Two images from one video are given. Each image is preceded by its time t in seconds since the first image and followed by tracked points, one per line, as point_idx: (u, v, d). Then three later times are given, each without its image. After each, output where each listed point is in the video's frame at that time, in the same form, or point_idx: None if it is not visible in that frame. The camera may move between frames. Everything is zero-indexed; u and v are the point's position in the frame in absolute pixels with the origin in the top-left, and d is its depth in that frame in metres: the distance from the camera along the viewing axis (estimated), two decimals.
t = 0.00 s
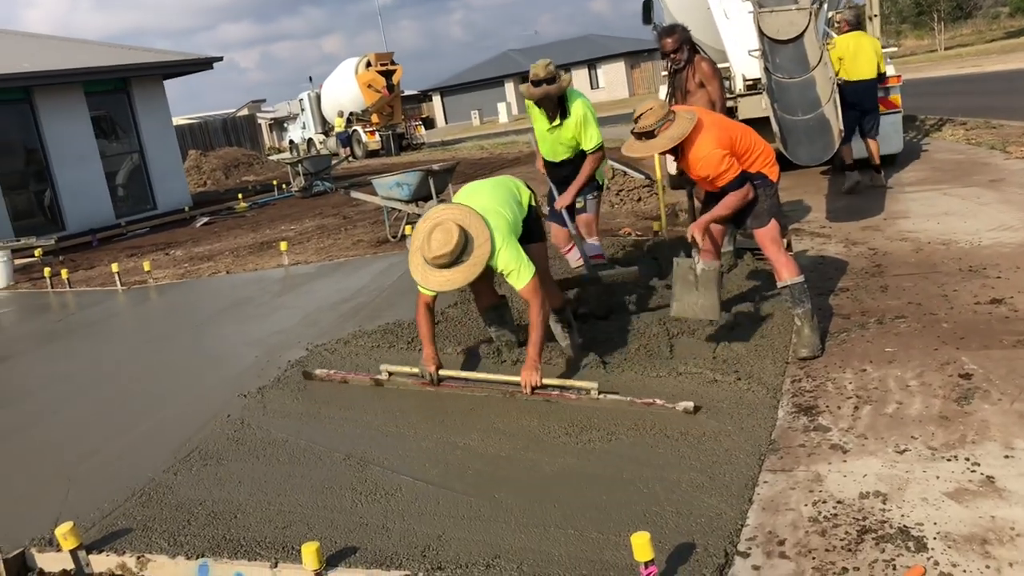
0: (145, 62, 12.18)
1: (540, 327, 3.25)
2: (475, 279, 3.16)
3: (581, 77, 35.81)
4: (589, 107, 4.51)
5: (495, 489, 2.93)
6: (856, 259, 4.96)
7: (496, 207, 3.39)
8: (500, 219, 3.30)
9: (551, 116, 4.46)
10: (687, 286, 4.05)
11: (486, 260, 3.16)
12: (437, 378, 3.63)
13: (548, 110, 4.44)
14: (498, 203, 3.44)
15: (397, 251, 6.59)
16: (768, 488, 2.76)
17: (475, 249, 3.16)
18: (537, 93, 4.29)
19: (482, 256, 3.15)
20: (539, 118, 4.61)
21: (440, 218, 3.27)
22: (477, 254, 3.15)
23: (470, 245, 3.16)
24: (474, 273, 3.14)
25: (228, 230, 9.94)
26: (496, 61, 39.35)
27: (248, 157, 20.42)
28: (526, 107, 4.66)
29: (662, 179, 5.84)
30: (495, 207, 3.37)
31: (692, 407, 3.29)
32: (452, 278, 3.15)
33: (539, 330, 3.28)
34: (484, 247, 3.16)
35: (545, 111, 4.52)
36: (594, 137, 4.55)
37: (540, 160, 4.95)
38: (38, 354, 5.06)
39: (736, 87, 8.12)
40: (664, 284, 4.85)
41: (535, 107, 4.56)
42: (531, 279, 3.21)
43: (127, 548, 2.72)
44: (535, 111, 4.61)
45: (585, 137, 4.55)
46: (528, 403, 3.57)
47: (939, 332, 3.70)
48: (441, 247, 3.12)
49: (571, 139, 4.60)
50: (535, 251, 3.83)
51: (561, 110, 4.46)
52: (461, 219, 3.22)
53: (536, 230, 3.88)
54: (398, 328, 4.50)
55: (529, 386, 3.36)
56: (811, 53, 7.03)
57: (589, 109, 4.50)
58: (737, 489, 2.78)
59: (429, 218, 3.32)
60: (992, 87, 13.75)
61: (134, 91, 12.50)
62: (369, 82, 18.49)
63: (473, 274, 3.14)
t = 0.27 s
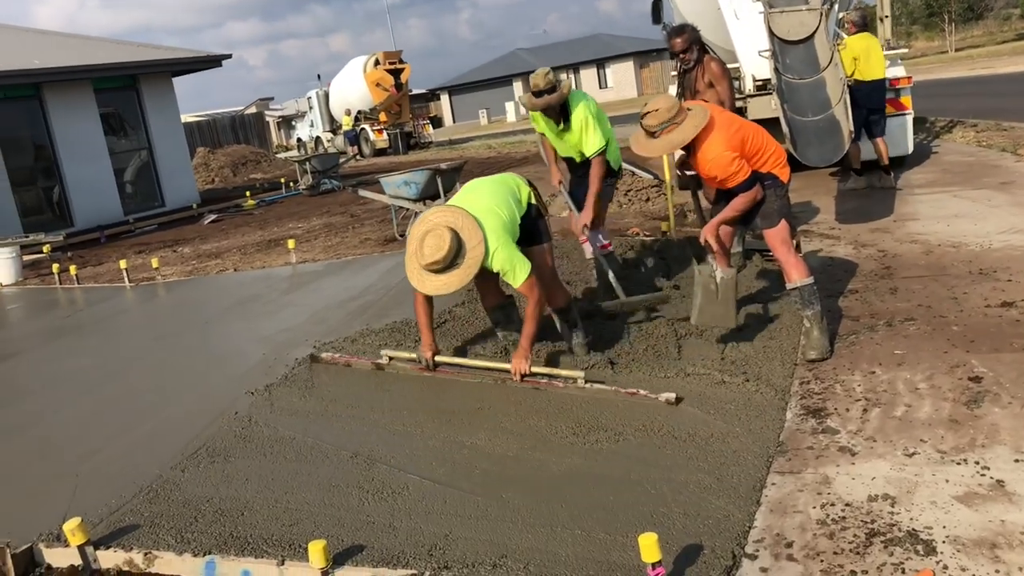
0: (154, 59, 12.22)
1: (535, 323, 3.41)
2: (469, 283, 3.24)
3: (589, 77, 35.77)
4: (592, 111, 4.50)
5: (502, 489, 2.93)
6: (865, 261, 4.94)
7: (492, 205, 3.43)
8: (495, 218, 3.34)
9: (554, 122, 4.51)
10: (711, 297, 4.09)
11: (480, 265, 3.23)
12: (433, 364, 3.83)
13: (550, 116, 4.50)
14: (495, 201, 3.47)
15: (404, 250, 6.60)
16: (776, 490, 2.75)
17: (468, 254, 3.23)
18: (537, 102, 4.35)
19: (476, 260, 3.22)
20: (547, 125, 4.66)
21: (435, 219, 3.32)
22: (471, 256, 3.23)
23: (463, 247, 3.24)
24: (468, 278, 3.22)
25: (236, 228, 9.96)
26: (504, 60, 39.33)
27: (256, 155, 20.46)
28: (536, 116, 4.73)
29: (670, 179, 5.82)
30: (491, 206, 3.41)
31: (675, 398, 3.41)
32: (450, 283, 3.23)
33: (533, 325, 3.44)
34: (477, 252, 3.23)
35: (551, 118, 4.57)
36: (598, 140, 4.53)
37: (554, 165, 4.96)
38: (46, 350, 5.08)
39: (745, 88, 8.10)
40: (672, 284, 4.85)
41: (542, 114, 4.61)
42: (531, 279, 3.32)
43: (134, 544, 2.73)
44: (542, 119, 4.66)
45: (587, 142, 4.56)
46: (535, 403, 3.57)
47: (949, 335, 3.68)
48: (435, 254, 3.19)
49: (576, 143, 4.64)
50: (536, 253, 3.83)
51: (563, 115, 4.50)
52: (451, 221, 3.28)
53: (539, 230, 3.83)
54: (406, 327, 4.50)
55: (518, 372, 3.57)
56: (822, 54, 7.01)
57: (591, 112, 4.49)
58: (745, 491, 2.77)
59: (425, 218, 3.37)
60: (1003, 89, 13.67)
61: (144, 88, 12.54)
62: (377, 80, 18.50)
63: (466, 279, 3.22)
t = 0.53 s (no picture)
0: (162, 59, 12.26)
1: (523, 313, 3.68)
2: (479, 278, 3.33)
3: (596, 77, 35.75)
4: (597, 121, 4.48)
5: (508, 488, 2.93)
6: (872, 262, 4.92)
7: (501, 201, 3.49)
8: (503, 213, 3.41)
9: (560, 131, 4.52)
10: (715, 301, 3.99)
11: (489, 261, 3.32)
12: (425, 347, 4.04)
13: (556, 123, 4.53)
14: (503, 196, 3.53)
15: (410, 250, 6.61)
16: (782, 491, 2.75)
17: (478, 251, 3.32)
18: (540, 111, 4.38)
19: (485, 257, 3.31)
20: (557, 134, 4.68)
21: (444, 216, 3.39)
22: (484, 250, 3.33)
23: (472, 244, 3.32)
24: (478, 273, 3.31)
25: (243, 227, 9.99)
26: (511, 60, 39.34)
27: (263, 155, 20.52)
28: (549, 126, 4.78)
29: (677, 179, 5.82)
30: (496, 202, 3.46)
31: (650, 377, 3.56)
32: (461, 278, 3.31)
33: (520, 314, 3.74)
34: (486, 248, 3.32)
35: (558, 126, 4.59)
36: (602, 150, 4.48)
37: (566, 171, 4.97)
38: (54, 348, 5.11)
39: (752, 88, 8.08)
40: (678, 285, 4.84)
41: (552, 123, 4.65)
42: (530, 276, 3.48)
43: (141, 542, 2.74)
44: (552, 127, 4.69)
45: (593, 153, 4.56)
46: (541, 402, 3.57)
47: (956, 336, 3.67)
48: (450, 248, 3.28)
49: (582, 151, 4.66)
50: (541, 251, 3.79)
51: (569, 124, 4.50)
52: (461, 218, 3.36)
53: (543, 226, 3.80)
54: (412, 326, 4.51)
55: (504, 356, 3.85)
56: (829, 54, 7.00)
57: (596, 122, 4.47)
58: (751, 492, 2.77)
59: (434, 215, 3.44)
60: (1012, 90, 13.62)
61: (151, 88, 12.59)
62: (384, 80, 18.52)
63: (476, 275, 3.31)
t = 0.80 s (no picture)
0: (165, 60, 12.30)
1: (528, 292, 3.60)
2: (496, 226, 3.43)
3: (598, 78, 35.77)
4: (598, 100, 4.57)
5: (510, 488, 2.94)
6: (874, 262, 4.93)
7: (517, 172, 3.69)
8: (522, 182, 3.58)
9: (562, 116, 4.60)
10: (718, 300, 4.00)
11: (505, 210, 3.45)
12: (431, 326, 4.07)
13: (554, 110, 4.60)
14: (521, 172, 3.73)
15: (412, 250, 6.62)
16: (784, 490, 2.76)
17: (495, 200, 3.46)
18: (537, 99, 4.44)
19: (502, 204, 3.44)
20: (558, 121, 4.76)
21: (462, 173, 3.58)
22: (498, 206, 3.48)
23: (489, 194, 3.48)
24: (496, 218, 3.41)
25: (246, 228, 10.01)
26: (513, 61, 39.38)
27: (266, 156, 20.55)
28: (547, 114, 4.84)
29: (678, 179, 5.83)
30: (513, 171, 3.67)
31: (644, 361, 3.40)
32: (475, 226, 3.40)
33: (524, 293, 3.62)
34: (504, 198, 3.46)
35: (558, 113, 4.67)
36: (606, 130, 4.58)
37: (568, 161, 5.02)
38: (58, 349, 5.13)
39: (753, 88, 8.08)
40: (680, 285, 4.86)
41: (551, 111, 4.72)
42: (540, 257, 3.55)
43: (145, 542, 2.76)
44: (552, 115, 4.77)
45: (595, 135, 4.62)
46: (543, 402, 3.59)
47: (957, 336, 3.68)
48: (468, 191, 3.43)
49: (584, 136, 4.72)
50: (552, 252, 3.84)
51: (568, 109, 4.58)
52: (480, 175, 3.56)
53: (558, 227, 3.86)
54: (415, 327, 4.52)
55: (505, 336, 3.77)
56: (830, 56, 6.99)
57: (596, 102, 4.57)
58: (753, 492, 2.78)
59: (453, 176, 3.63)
60: (1014, 90, 13.62)
61: (154, 89, 12.62)
62: (386, 81, 18.55)
63: (495, 219, 3.40)
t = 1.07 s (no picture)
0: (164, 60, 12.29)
1: (551, 238, 3.54)
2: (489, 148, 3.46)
3: (597, 77, 35.78)
4: (582, 107, 4.52)
5: (510, 487, 2.94)
6: (874, 259, 4.93)
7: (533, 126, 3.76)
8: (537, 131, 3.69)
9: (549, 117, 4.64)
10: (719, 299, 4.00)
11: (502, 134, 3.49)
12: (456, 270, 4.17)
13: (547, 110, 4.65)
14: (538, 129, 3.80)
15: (412, 250, 6.61)
16: (784, 489, 2.75)
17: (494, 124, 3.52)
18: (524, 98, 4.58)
19: (499, 128, 3.49)
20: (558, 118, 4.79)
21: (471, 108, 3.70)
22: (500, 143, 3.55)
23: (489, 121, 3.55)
24: (489, 139, 3.46)
25: (246, 228, 10.00)
26: (512, 60, 39.36)
27: (265, 156, 20.55)
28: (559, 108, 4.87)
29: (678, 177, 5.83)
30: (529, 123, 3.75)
31: (641, 319, 3.23)
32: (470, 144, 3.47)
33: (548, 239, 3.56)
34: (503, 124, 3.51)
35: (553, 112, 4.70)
36: (585, 139, 4.53)
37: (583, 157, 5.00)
38: (57, 350, 5.13)
39: (752, 86, 8.07)
40: (680, 283, 4.85)
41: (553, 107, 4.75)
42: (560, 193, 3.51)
43: (145, 542, 2.75)
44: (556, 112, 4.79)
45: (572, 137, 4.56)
46: (543, 401, 3.58)
47: (958, 333, 3.67)
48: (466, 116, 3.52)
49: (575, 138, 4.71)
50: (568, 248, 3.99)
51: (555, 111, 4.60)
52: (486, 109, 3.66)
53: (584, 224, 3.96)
54: (415, 326, 4.51)
55: (518, 282, 3.64)
56: (829, 53, 7.02)
57: (579, 109, 4.51)
58: (753, 490, 2.77)
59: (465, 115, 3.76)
60: (1014, 88, 13.62)
61: (153, 90, 12.62)
62: (386, 80, 18.53)
63: (487, 141, 3.45)
